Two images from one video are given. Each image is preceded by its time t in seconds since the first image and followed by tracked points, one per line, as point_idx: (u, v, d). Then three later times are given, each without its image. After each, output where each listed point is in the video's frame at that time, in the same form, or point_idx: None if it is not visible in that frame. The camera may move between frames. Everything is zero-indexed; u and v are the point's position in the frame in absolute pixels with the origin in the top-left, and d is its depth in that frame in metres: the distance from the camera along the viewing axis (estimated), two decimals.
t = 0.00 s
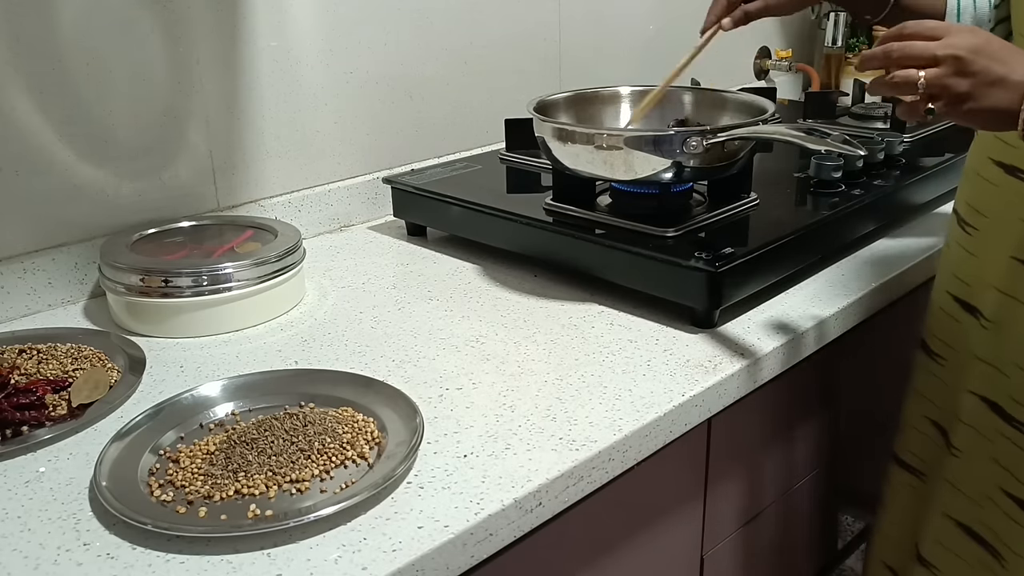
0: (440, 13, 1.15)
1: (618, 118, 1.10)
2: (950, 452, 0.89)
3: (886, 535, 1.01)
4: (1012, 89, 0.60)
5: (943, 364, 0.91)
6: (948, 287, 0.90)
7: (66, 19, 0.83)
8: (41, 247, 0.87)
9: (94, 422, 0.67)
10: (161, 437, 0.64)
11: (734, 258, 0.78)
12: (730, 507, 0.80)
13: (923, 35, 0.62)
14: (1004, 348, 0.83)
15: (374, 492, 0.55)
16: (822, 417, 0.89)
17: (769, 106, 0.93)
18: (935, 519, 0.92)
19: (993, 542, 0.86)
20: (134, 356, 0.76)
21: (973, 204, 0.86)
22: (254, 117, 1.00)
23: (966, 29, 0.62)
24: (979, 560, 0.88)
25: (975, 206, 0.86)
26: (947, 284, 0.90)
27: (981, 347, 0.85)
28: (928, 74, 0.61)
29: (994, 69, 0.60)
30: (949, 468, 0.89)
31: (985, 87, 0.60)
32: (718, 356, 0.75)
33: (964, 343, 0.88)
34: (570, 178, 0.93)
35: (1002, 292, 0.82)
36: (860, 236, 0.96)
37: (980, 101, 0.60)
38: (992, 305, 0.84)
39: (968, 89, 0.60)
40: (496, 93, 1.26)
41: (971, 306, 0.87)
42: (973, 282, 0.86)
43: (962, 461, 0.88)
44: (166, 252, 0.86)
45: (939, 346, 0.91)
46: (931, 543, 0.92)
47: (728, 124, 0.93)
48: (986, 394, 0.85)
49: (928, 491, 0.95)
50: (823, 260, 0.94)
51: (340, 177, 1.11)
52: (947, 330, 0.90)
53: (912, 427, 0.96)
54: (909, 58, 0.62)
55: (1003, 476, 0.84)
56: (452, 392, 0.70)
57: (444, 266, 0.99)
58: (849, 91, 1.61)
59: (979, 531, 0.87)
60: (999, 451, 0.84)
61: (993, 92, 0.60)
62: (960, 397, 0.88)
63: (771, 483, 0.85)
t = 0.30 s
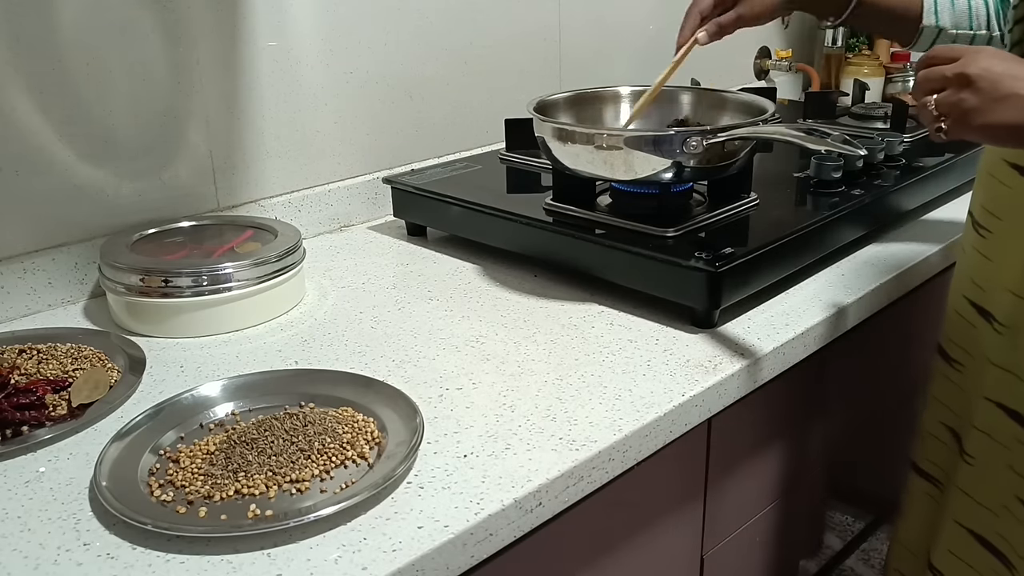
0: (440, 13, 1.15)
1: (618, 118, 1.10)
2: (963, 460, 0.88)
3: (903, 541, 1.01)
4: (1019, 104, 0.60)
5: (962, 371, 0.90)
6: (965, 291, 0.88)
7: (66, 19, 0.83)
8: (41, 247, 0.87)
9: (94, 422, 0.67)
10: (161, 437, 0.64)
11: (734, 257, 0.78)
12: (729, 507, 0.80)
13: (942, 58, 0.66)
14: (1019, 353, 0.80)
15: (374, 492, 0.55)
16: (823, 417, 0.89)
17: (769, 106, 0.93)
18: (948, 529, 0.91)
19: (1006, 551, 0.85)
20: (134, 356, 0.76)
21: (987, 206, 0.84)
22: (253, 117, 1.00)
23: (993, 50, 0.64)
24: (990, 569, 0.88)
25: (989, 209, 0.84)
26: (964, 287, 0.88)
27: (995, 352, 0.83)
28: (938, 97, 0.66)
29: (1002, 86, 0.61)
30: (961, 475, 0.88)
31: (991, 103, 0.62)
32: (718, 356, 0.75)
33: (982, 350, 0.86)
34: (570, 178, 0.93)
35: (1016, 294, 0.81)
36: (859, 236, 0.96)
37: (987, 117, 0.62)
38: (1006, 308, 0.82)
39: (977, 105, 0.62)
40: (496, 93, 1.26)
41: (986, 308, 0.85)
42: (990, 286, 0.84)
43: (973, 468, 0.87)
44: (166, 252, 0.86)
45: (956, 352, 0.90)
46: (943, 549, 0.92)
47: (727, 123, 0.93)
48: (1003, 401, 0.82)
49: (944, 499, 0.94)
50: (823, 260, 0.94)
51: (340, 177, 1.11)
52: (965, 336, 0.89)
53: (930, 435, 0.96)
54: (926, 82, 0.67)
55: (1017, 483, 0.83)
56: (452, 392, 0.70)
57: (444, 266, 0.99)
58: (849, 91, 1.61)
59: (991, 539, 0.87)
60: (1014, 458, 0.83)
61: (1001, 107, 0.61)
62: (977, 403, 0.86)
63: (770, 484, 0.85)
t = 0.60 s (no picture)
0: (440, 13, 1.15)
1: (618, 118, 1.10)
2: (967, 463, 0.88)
3: (908, 540, 1.01)
4: (1014, 115, 0.60)
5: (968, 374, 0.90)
6: (971, 294, 0.88)
7: (66, 18, 0.83)
8: (41, 247, 0.87)
9: (94, 422, 0.67)
10: (161, 437, 0.64)
11: (734, 258, 0.78)
12: (729, 507, 0.80)
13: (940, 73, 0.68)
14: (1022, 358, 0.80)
15: (374, 492, 0.55)
16: (823, 416, 0.89)
17: (769, 106, 0.93)
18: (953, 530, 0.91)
19: (1007, 553, 0.85)
20: (134, 356, 0.76)
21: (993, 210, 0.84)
22: (254, 117, 1.00)
23: (990, 65, 0.65)
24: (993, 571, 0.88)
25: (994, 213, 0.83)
26: (970, 290, 0.88)
27: (999, 356, 0.83)
28: (934, 109, 0.67)
29: (998, 97, 0.61)
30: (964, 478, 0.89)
31: (987, 115, 0.62)
32: (718, 356, 0.75)
33: (987, 352, 0.86)
34: (570, 178, 0.93)
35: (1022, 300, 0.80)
36: (860, 235, 0.96)
37: (981, 128, 0.62)
38: (1011, 314, 0.81)
39: (972, 117, 0.63)
40: (496, 93, 1.26)
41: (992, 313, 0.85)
42: (996, 289, 0.84)
43: (978, 472, 0.87)
44: (166, 252, 0.86)
45: (961, 354, 0.90)
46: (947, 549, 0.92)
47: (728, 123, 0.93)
48: (1007, 407, 0.82)
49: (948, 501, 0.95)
50: (823, 260, 0.94)
51: (340, 177, 1.11)
52: (971, 338, 0.89)
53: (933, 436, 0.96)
54: (923, 94, 0.68)
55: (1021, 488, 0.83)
56: (452, 392, 0.70)
57: (444, 266, 0.99)
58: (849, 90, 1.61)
59: (994, 542, 0.87)
60: (1017, 464, 0.82)
61: (995, 119, 0.61)
62: (980, 408, 0.86)
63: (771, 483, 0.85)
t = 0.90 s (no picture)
0: (440, 13, 1.15)
1: (618, 118, 1.10)
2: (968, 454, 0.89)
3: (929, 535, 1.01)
4: (1001, 116, 0.66)
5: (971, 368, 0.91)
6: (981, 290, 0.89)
7: (65, 18, 0.83)
8: (41, 247, 0.87)
9: (94, 422, 0.67)
10: (161, 437, 0.64)
11: (734, 258, 0.78)
12: (728, 507, 0.80)
13: (932, 75, 0.74)
14: (1019, 352, 0.81)
15: (374, 493, 0.55)
16: (823, 416, 0.89)
17: (770, 106, 0.93)
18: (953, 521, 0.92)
19: (1003, 546, 0.85)
20: (134, 356, 0.76)
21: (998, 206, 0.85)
22: (254, 117, 1.00)
23: (980, 66, 0.71)
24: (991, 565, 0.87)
25: (999, 209, 0.84)
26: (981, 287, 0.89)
27: (999, 350, 0.83)
28: (927, 111, 0.73)
29: (986, 99, 0.67)
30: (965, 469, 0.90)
31: (975, 116, 0.68)
32: (718, 356, 0.75)
33: (988, 347, 0.86)
34: (570, 178, 0.93)
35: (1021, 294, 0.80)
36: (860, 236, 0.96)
37: (972, 129, 0.68)
38: (1010, 308, 0.82)
39: (962, 118, 0.69)
40: (496, 93, 1.26)
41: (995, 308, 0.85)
42: (998, 285, 0.85)
43: (978, 463, 0.87)
44: (166, 252, 0.86)
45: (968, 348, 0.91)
46: (948, 541, 0.92)
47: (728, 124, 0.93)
48: (1006, 400, 0.82)
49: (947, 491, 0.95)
50: (823, 260, 0.94)
51: (340, 177, 1.11)
52: (975, 333, 0.90)
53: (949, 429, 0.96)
54: (917, 97, 0.74)
55: (1015, 481, 0.82)
56: (452, 392, 0.70)
57: (444, 266, 0.99)
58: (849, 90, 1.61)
59: (992, 536, 0.86)
60: (1011, 456, 0.83)
61: (984, 120, 0.68)
62: (980, 400, 0.87)
63: (770, 483, 0.85)
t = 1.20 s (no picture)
0: (440, 14, 1.15)
1: (618, 118, 1.10)
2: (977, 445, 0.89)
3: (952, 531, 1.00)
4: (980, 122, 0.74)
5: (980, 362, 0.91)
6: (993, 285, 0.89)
7: (65, 18, 0.83)
8: (41, 247, 0.87)
9: (94, 422, 0.67)
10: (161, 437, 0.64)
11: (734, 258, 0.78)
12: (731, 508, 0.80)
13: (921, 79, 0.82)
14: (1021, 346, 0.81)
15: (374, 492, 0.55)
16: (825, 416, 0.89)
17: (769, 106, 0.93)
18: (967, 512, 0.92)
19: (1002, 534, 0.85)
20: (134, 356, 0.76)
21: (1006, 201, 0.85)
22: (254, 117, 1.00)
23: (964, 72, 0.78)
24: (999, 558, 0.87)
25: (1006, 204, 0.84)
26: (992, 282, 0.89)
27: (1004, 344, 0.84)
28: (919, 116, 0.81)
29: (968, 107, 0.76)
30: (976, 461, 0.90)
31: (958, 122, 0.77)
32: (718, 356, 0.75)
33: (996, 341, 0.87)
34: (570, 178, 0.93)
35: None
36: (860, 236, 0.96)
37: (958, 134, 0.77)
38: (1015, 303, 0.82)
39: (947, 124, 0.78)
40: (496, 93, 1.26)
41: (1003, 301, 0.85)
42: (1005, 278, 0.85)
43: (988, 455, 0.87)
44: (166, 252, 0.86)
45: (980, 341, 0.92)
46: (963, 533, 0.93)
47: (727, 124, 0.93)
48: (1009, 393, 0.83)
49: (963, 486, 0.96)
50: (824, 260, 0.94)
51: (340, 177, 1.11)
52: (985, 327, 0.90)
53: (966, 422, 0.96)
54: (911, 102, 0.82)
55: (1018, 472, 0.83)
56: (452, 393, 0.70)
57: (444, 266, 0.99)
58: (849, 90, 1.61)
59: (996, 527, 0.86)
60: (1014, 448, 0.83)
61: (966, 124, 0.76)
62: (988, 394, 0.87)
63: (772, 484, 0.84)
